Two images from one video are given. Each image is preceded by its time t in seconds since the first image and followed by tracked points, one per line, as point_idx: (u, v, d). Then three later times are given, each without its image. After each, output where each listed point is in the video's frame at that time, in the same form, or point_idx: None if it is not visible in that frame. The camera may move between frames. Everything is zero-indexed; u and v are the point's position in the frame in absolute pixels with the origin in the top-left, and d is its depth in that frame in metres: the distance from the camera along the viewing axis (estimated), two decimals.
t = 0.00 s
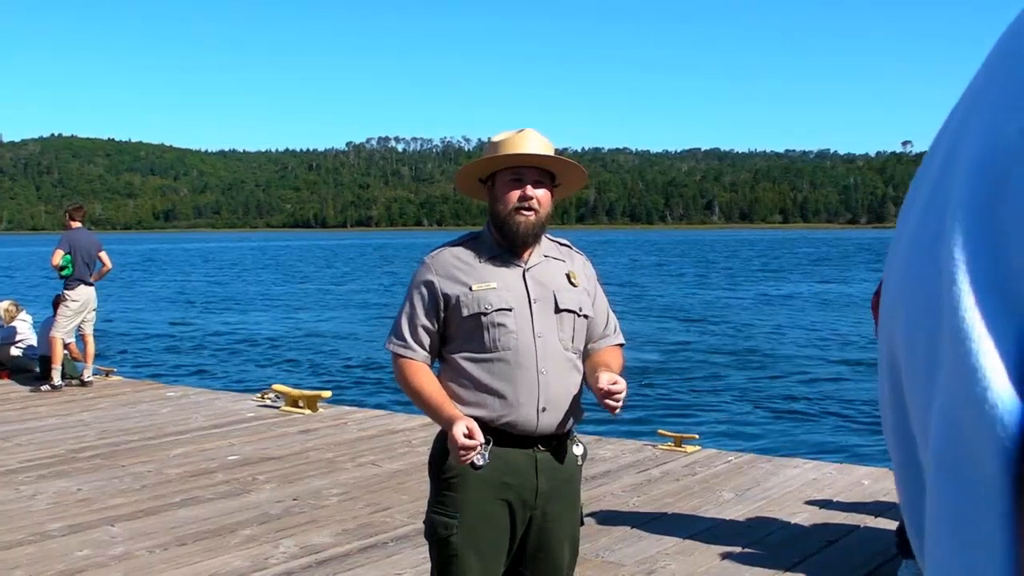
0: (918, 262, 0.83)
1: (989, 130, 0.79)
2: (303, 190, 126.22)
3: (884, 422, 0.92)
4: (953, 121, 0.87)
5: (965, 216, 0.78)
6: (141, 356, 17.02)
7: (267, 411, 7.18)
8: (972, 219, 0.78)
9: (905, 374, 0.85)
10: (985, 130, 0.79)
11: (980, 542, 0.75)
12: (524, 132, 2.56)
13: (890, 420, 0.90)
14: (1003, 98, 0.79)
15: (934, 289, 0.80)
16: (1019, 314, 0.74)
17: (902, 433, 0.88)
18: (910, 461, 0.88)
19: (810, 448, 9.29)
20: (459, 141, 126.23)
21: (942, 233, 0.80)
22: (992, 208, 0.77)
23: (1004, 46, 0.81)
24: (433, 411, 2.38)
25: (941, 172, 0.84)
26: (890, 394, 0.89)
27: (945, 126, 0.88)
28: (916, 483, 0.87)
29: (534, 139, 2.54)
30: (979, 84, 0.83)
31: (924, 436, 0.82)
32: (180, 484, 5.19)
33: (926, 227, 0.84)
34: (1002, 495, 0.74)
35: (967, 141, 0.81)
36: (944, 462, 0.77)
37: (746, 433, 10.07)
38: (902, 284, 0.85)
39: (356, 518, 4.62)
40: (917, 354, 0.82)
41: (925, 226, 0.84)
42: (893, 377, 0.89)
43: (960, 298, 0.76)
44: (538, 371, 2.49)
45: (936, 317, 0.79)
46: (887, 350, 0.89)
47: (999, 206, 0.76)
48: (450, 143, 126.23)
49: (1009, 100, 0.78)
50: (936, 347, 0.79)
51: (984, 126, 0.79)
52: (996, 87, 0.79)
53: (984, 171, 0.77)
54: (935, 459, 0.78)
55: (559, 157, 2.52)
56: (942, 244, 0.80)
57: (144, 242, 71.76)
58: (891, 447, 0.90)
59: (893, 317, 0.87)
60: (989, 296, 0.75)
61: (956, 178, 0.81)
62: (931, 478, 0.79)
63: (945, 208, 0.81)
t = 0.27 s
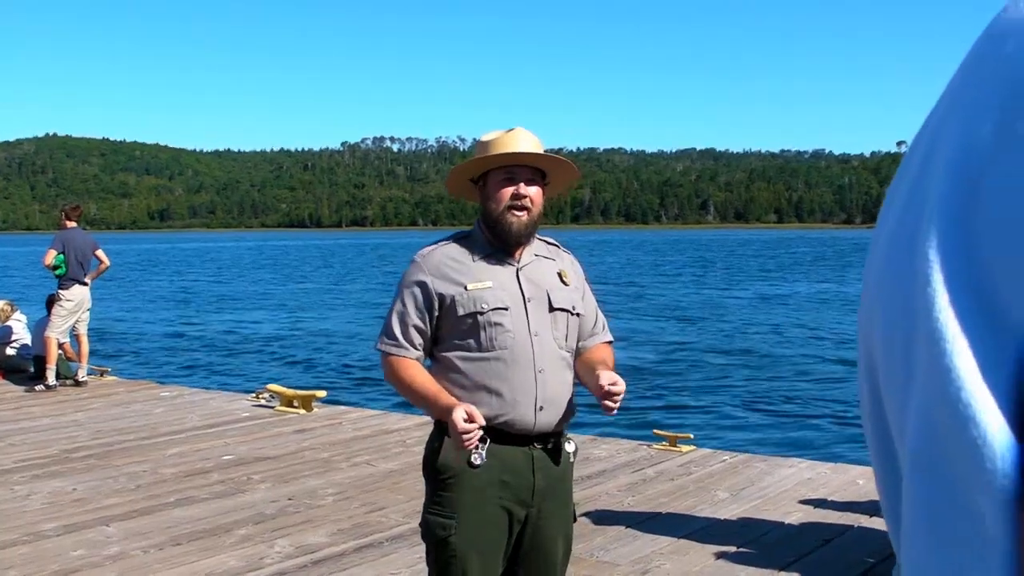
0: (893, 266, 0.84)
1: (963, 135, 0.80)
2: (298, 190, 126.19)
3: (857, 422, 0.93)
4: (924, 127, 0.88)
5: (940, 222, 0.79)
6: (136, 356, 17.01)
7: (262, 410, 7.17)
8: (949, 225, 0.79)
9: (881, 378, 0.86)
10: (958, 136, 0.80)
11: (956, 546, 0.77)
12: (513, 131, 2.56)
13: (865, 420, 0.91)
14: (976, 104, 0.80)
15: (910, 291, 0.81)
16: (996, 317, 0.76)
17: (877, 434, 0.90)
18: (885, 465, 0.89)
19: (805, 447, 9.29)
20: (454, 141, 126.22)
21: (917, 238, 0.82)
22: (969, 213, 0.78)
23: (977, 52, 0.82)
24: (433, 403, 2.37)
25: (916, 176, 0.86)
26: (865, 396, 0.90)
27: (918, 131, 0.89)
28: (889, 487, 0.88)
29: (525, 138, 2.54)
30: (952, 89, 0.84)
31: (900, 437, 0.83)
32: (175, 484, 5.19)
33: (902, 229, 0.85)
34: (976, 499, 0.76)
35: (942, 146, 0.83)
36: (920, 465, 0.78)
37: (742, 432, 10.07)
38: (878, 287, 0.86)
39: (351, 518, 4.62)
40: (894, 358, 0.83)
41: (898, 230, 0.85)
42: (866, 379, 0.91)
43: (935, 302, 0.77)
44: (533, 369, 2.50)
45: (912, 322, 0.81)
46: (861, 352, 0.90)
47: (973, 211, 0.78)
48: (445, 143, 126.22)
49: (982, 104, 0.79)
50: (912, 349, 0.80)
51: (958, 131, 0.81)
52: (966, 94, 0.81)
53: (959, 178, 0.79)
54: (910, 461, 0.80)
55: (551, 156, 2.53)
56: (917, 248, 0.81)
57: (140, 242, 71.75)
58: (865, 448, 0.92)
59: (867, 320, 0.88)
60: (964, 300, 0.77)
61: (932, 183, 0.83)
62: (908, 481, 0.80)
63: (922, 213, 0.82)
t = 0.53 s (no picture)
0: (877, 262, 0.80)
1: (949, 124, 0.74)
2: (298, 188, 126.20)
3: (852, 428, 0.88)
4: (917, 116, 0.83)
5: (922, 215, 0.74)
6: (136, 354, 17.01)
7: (263, 409, 7.17)
8: (931, 218, 0.74)
9: (869, 381, 0.81)
10: (944, 125, 0.75)
11: (939, 560, 0.71)
12: (510, 126, 2.56)
13: (859, 427, 0.86)
14: (962, 89, 0.74)
15: (894, 288, 0.76)
16: (978, 314, 0.70)
17: (868, 440, 0.85)
18: (877, 473, 0.84)
19: (806, 445, 9.29)
20: (454, 139, 126.24)
21: (899, 233, 0.76)
22: (950, 205, 0.73)
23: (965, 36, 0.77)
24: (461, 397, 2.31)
25: (903, 170, 0.81)
26: (857, 399, 0.86)
27: (908, 123, 0.84)
28: (881, 496, 0.83)
29: (521, 136, 2.53)
30: (941, 75, 0.79)
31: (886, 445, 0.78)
32: (174, 483, 5.18)
33: (888, 229, 0.80)
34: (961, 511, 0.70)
35: (927, 135, 0.77)
36: (904, 475, 0.73)
37: (742, 430, 10.07)
38: (865, 287, 0.81)
39: (350, 516, 4.61)
40: (879, 358, 0.78)
41: (885, 223, 0.81)
42: (858, 381, 0.86)
43: (915, 299, 0.72)
44: (546, 361, 2.55)
45: (895, 319, 0.75)
46: (851, 354, 0.85)
47: (958, 202, 0.72)
48: (445, 141, 126.23)
49: (968, 90, 0.74)
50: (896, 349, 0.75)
51: (944, 118, 0.75)
52: (954, 80, 0.75)
53: (942, 167, 0.73)
54: (892, 469, 0.74)
55: (550, 153, 2.53)
56: (899, 245, 0.76)
57: (140, 240, 71.76)
58: (859, 455, 0.87)
59: (858, 320, 0.83)
60: (946, 297, 0.71)
61: (917, 176, 0.77)
62: (890, 492, 0.75)
63: (906, 207, 0.77)
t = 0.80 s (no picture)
0: (867, 263, 0.81)
1: (935, 128, 0.75)
2: (301, 191, 126.24)
3: (844, 427, 0.89)
4: (905, 116, 0.83)
5: (912, 217, 0.75)
6: (140, 357, 17.01)
7: (267, 411, 7.18)
8: (920, 221, 0.74)
9: (860, 382, 0.82)
10: (931, 128, 0.75)
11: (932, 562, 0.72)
12: (522, 133, 2.54)
13: (850, 427, 0.87)
14: (948, 92, 0.75)
15: (883, 290, 0.77)
16: (968, 319, 0.71)
17: (859, 441, 0.86)
18: (868, 473, 0.85)
19: (811, 446, 9.29)
20: (457, 141, 126.25)
21: (889, 234, 0.77)
22: (941, 207, 0.73)
23: (952, 39, 0.78)
24: (500, 408, 2.30)
25: (891, 174, 0.81)
26: (847, 399, 0.87)
27: (897, 123, 0.85)
28: (873, 493, 0.84)
29: (527, 141, 2.53)
30: (928, 78, 0.80)
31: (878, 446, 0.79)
32: (179, 486, 5.19)
33: (876, 231, 0.81)
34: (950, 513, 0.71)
35: (915, 138, 0.78)
36: (896, 476, 0.74)
37: (746, 431, 10.07)
38: (853, 288, 0.83)
39: (354, 518, 4.62)
40: (869, 359, 0.79)
41: (873, 227, 0.82)
42: (850, 381, 0.87)
43: (905, 304, 0.73)
44: (561, 363, 2.58)
45: (886, 322, 0.76)
46: (842, 354, 0.86)
47: (949, 206, 0.73)
48: (448, 143, 126.24)
49: (955, 92, 0.74)
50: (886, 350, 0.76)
51: (931, 120, 0.76)
52: (941, 82, 0.76)
53: (933, 167, 0.74)
54: (884, 471, 0.75)
55: (556, 160, 2.53)
56: (890, 247, 0.77)
57: (143, 244, 71.75)
58: (849, 456, 0.88)
59: (847, 322, 0.84)
60: (937, 301, 0.72)
61: (906, 177, 0.78)
62: (883, 492, 0.76)
63: (895, 209, 0.78)
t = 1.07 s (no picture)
0: (879, 262, 0.79)
1: (949, 124, 0.74)
2: (303, 189, 126.25)
3: (851, 425, 0.89)
4: (916, 114, 0.83)
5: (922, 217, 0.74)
6: (142, 356, 17.01)
7: (268, 410, 7.18)
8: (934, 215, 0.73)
9: (868, 378, 0.81)
10: (943, 123, 0.75)
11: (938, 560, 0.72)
12: (524, 131, 2.56)
13: (856, 426, 0.87)
14: (963, 91, 0.74)
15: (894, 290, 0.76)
16: (976, 322, 0.70)
17: (868, 443, 0.85)
18: (879, 473, 0.85)
19: (812, 446, 9.29)
20: (458, 140, 126.24)
21: (900, 230, 0.76)
22: (955, 207, 0.72)
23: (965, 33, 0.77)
24: (533, 417, 2.32)
25: (903, 168, 0.80)
26: (856, 401, 0.86)
27: (909, 118, 0.84)
28: (879, 496, 0.84)
29: (529, 140, 2.54)
30: (941, 71, 0.79)
31: (886, 451, 0.78)
32: (180, 485, 5.18)
33: (886, 230, 0.80)
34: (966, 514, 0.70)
35: (926, 136, 0.77)
36: (905, 478, 0.73)
37: (748, 431, 10.07)
38: (861, 285, 0.82)
39: (355, 518, 4.62)
40: (877, 359, 0.78)
41: (883, 225, 0.81)
42: (857, 383, 0.86)
43: (916, 303, 0.72)
44: (573, 361, 2.60)
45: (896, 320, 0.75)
46: (847, 354, 0.86)
47: (959, 207, 0.72)
48: (450, 142, 126.24)
49: (970, 87, 0.73)
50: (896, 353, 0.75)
51: (944, 116, 0.75)
52: (956, 76, 0.75)
53: (946, 165, 0.73)
54: (897, 470, 0.74)
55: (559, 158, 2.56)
56: (902, 248, 0.76)
57: (145, 243, 71.74)
58: (857, 457, 0.87)
59: (855, 321, 0.83)
60: (947, 300, 0.71)
61: (916, 174, 0.77)
62: (892, 493, 0.75)
63: (906, 206, 0.77)
